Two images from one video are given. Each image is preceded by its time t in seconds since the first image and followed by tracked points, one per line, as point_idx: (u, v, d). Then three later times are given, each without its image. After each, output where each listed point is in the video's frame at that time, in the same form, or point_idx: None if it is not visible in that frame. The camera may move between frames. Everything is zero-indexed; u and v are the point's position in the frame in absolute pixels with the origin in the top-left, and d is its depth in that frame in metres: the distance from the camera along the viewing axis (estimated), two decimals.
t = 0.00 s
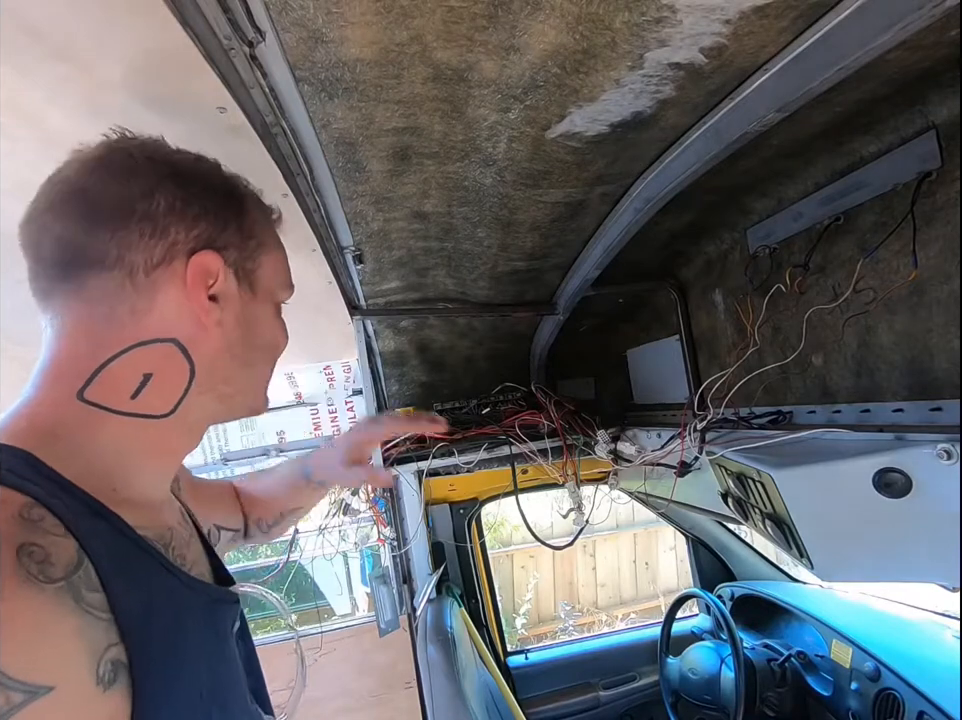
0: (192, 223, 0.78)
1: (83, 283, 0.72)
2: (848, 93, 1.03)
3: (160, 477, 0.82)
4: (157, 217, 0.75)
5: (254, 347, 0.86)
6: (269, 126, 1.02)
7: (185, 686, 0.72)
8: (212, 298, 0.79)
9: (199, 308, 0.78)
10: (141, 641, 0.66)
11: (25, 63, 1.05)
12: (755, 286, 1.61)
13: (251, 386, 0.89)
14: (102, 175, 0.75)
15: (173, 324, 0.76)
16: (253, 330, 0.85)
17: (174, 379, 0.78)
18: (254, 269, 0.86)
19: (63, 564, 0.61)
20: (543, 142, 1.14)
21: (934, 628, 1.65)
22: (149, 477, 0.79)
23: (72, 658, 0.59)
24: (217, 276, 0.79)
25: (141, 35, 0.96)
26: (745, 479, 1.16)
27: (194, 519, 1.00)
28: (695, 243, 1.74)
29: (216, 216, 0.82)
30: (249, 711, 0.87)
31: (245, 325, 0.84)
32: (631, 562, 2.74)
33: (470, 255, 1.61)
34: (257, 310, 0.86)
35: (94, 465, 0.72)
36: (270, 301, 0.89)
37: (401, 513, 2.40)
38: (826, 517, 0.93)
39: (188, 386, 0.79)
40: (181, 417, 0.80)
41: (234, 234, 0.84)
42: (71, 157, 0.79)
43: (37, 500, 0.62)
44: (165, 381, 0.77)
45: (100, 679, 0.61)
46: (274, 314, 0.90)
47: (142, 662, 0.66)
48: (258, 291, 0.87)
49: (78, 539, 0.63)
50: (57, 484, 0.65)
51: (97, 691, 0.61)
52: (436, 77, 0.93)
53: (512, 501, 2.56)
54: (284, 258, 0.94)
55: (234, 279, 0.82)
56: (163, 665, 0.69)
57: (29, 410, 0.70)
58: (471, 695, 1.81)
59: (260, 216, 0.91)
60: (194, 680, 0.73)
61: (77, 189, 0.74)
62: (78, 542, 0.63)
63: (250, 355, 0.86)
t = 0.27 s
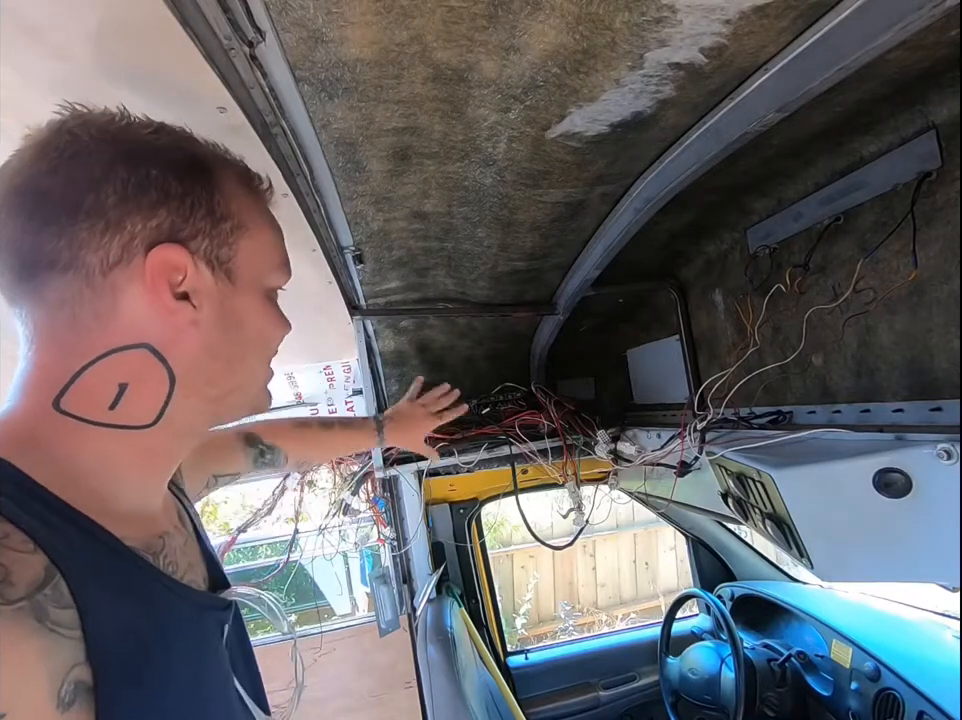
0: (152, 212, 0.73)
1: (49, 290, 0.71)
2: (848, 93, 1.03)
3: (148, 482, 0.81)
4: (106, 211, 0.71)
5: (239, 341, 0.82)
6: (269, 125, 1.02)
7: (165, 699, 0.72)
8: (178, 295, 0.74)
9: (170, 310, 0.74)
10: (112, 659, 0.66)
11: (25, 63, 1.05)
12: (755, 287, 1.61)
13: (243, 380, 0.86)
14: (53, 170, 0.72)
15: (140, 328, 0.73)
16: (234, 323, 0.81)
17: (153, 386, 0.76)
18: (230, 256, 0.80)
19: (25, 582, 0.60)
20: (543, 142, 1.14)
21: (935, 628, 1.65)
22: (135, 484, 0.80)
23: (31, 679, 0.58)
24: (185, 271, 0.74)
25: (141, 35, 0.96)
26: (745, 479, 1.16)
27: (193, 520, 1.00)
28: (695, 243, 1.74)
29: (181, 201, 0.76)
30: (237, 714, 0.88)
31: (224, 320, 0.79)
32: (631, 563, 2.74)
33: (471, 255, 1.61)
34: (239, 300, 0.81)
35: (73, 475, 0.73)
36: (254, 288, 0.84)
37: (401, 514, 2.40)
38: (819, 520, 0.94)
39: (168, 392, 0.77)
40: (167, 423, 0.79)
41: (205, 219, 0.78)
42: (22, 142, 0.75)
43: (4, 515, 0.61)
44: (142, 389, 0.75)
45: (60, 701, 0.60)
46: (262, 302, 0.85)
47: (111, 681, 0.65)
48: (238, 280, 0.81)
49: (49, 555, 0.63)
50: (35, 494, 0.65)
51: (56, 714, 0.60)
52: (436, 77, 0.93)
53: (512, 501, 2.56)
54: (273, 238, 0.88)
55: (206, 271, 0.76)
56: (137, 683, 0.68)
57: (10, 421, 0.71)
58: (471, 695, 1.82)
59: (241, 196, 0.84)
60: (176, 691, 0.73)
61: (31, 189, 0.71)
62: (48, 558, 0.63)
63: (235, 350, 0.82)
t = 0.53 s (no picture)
0: (146, 208, 0.73)
1: (44, 288, 0.71)
2: (848, 93, 1.03)
3: (146, 481, 0.81)
4: (100, 207, 0.71)
5: (236, 340, 0.82)
6: (269, 125, 1.01)
7: (170, 698, 0.72)
8: (173, 294, 0.74)
9: (165, 309, 0.74)
10: (115, 658, 0.66)
11: (25, 63, 1.05)
12: (755, 287, 1.61)
13: (240, 379, 0.86)
14: (47, 166, 0.72)
15: (134, 326, 0.73)
16: (231, 321, 0.81)
17: (148, 385, 0.76)
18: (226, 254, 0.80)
19: (26, 582, 0.60)
20: (543, 142, 1.14)
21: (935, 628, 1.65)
22: (133, 484, 0.79)
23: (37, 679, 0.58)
24: (179, 269, 0.74)
25: (141, 35, 0.96)
26: (746, 479, 1.16)
27: (193, 520, 1.00)
28: (695, 243, 1.74)
29: (176, 198, 0.76)
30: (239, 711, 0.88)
31: (220, 319, 0.79)
32: (631, 563, 2.74)
33: (470, 254, 1.61)
34: (235, 298, 0.81)
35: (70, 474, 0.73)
36: (251, 286, 0.84)
37: (401, 513, 2.41)
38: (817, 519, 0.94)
39: (164, 391, 0.77)
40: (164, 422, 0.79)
41: (200, 216, 0.78)
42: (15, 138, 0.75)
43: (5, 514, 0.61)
44: (138, 388, 0.75)
45: (64, 699, 0.60)
46: (259, 300, 0.85)
47: (113, 680, 0.65)
48: (234, 277, 0.81)
49: (48, 555, 0.63)
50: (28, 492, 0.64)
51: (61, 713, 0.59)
52: (436, 77, 0.93)
53: (512, 501, 2.56)
54: (270, 235, 0.88)
55: (200, 269, 0.76)
56: (139, 683, 0.68)
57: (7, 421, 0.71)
58: (471, 695, 1.82)
59: (237, 193, 0.84)
60: (180, 689, 0.74)
61: (27, 185, 0.72)
62: (48, 559, 0.63)
63: (232, 349, 0.82)
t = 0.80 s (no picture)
0: (142, 209, 0.73)
1: (39, 289, 0.71)
2: (848, 93, 1.03)
3: (141, 486, 0.81)
4: (95, 207, 0.71)
5: (232, 344, 0.82)
6: (269, 126, 1.02)
7: (164, 705, 0.72)
8: (167, 298, 0.74)
9: (159, 312, 0.74)
10: (107, 667, 0.66)
11: (24, 63, 1.05)
12: (755, 287, 1.61)
13: (237, 383, 0.86)
14: (44, 164, 0.72)
15: (128, 329, 0.73)
16: (227, 325, 0.80)
17: (141, 389, 0.76)
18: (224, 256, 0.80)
19: (15, 595, 0.59)
20: (543, 142, 1.14)
21: (935, 627, 1.65)
22: (127, 488, 0.79)
23: (25, 691, 0.57)
24: (174, 272, 0.74)
25: (141, 35, 0.96)
26: (745, 479, 1.16)
27: (192, 522, 1.00)
28: (695, 243, 1.73)
29: (173, 198, 0.76)
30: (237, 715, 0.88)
31: (216, 323, 0.79)
32: (631, 563, 2.74)
33: (471, 255, 1.61)
34: (232, 302, 0.81)
35: (63, 478, 0.73)
36: (250, 288, 0.84)
37: (401, 514, 2.41)
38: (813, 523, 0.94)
39: (158, 395, 0.77)
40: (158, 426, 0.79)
41: (198, 217, 0.78)
42: (17, 135, 0.75)
43: None
44: (132, 392, 0.75)
45: (52, 713, 0.59)
46: (257, 303, 0.85)
47: (105, 689, 0.65)
48: (231, 281, 0.81)
49: (39, 567, 0.63)
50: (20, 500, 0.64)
51: None
52: (436, 77, 0.93)
53: (512, 501, 2.56)
54: (270, 236, 0.87)
55: (196, 272, 0.76)
56: (132, 690, 0.68)
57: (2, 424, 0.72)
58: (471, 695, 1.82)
59: (238, 195, 0.84)
60: (174, 695, 0.74)
61: (24, 183, 0.72)
62: (38, 570, 0.63)
63: (228, 353, 0.82)
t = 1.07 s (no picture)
0: (132, 200, 0.74)
1: (33, 286, 0.71)
2: (848, 93, 1.03)
3: (142, 482, 0.81)
4: (84, 200, 0.72)
5: (230, 333, 0.82)
6: (270, 126, 1.02)
7: (172, 703, 0.72)
8: (163, 287, 0.74)
9: (157, 303, 0.74)
10: (113, 667, 0.66)
11: (23, 63, 1.04)
12: (755, 287, 1.61)
13: (237, 373, 0.86)
14: (30, 160, 0.73)
15: (126, 322, 0.73)
16: (223, 314, 0.81)
17: (141, 383, 0.76)
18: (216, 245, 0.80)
19: (14, 597, 0.60)
20: (543, 142, 1.14)
21: (934, 627, 1.66)
22: (128, 485, 0.79)
23: (23, 696, 0.58)
24: (169, 261, 0.74)
25: (142, 36, 0.95)
26: (745, 479, 1.16)
27: (193, 521, 1.00)
28: (695, 243, 1.73)
29: (162, 188, 0.76)
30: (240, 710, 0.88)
31: (212, 312, 0.79)
32: (631, 562, 2.74)
33: (470, 254, 1.61)
34: (227, 290, 0.81)
35: (63, 476, 0.72)
36: (243, 277, 0.84)
37: (401, 514, 2.41)
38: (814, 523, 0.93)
39: (157, 389, 0.77)
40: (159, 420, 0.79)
41: (188, 206, 0.78)
42: None
43: None
44: (132, 386, 0.75)
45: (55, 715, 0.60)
46: (251, 291, 0.85)
47: (113, 689, 0.65)
48: (225, 269, 0.81)
49: (39, 567, 0.63)
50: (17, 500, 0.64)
51: None
52: (436, 77, 0.93)
53: (512, 501, 2.56)
54: (260, 227, 0.88)
55: (190, 261, 0.77)
56: (139, 689, 0.68)
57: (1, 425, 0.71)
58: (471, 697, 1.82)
59: (227, 185, 0.85)
60: (181, 693, 0.74)
61: (10, 179, 0.72)
62: (38, 571, 0.63)
63: (225, 344, 0.82)
